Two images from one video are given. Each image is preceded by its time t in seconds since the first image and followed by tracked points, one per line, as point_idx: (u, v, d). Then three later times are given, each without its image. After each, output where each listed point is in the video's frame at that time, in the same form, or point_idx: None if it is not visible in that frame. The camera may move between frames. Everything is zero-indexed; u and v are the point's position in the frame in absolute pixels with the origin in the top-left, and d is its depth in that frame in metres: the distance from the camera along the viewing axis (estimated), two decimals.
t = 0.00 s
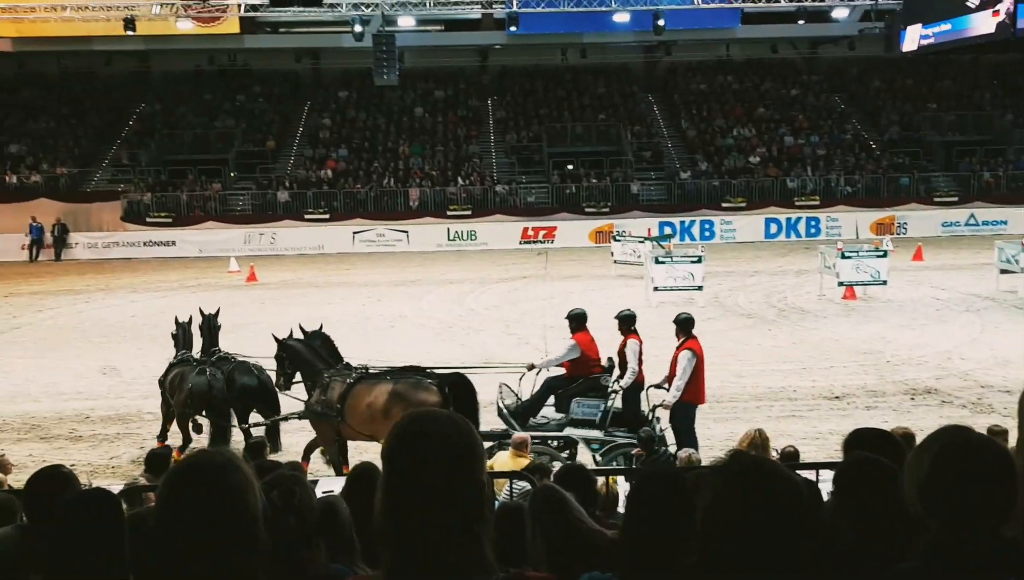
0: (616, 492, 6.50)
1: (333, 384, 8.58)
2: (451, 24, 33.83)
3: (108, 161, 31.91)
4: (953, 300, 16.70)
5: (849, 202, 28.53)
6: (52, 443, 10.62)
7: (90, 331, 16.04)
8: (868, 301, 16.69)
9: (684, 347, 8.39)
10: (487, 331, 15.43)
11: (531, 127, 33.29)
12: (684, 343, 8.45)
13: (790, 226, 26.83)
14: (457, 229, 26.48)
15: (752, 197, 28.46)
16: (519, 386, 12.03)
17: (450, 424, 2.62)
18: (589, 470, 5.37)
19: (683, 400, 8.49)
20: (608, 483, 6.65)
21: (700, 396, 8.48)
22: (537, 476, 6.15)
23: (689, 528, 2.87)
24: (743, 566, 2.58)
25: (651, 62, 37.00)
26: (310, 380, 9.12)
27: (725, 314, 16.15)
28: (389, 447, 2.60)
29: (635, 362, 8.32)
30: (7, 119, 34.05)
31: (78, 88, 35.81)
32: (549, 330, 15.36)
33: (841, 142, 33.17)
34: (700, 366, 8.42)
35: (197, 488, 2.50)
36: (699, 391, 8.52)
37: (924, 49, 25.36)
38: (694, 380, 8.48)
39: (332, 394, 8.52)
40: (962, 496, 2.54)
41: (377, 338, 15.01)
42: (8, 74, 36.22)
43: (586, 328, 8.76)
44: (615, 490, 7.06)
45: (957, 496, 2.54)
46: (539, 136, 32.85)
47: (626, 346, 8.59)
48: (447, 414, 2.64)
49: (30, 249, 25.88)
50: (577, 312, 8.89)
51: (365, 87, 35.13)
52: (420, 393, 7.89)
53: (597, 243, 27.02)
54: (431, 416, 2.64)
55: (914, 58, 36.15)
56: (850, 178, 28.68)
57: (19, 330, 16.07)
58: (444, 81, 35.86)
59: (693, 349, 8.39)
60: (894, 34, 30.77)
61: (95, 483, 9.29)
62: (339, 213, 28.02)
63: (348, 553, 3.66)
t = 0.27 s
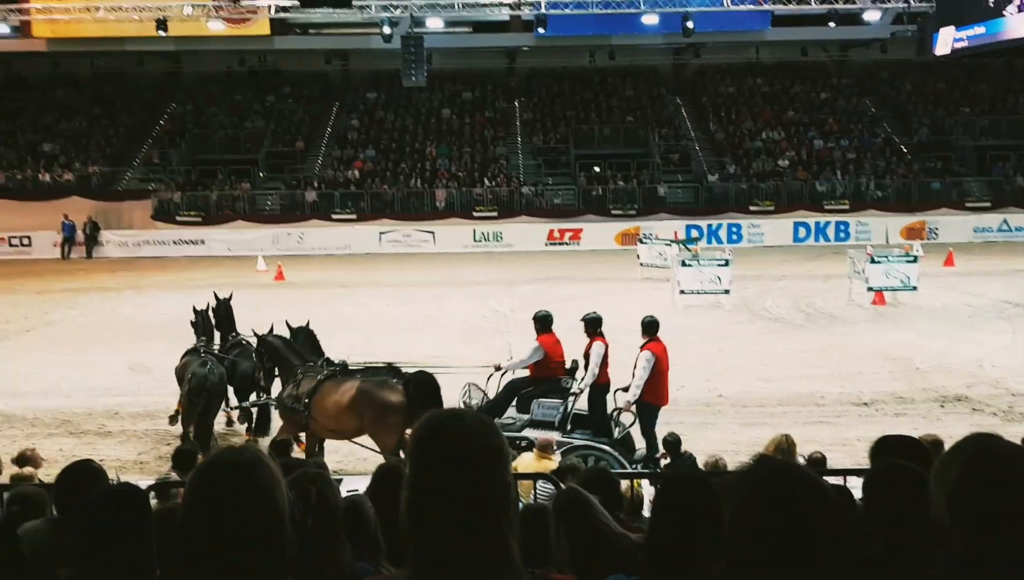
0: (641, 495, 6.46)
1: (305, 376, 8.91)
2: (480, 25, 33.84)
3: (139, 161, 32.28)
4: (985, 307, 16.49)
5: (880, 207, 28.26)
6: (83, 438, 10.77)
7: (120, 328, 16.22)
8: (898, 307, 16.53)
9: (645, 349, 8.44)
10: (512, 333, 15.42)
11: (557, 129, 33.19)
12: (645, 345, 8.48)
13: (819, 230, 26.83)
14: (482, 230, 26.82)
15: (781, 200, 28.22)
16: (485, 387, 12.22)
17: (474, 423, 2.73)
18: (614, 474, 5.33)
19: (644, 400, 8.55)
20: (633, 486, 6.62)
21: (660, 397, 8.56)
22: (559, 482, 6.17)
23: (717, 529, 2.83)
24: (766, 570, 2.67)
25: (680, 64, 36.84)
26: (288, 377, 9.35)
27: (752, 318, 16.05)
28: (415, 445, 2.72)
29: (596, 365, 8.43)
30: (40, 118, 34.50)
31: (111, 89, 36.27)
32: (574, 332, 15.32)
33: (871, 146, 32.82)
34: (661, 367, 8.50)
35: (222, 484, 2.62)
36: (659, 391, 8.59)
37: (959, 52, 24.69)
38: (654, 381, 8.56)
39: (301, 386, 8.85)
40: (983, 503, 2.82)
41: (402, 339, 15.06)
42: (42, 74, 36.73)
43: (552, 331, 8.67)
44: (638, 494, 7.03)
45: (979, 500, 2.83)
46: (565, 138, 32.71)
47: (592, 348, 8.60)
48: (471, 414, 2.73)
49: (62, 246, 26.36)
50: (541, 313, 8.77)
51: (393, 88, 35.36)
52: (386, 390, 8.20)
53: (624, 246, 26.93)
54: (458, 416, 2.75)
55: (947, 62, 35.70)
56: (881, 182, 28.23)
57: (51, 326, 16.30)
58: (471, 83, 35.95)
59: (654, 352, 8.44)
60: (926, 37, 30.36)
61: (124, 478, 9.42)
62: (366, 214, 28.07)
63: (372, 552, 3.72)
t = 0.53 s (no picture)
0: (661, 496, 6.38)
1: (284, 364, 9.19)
2: (503, 25, 33.88)
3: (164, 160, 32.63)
4: (1013, 311, 16.25)
5: (906, 209, 28.01)
6: (106, 434, 10.85)
7: (144, 325, 16.36)
8: (923, 310, 16.35)
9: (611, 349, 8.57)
10: (532, 333, 15.38)
11: (580, 129, 33.17)
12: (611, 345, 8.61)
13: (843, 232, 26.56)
14: (503, 230, 26.97)
15: (805, 201, 28.08)
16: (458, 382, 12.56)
17: (502, 423, 2.46)
18: (634, 475, 5.29)
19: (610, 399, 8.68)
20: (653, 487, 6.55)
21: (624, 396, 8.71)
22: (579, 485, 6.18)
23: (739, 530, 2.85)
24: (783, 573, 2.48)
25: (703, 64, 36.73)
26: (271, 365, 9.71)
27: (775, 320, 15.93)
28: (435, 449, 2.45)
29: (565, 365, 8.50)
30: (68, 116, 34.94)
31: (137, 88, 36.67)
32: (595, 333, 15.27)
33: (897, 147, 32.49)
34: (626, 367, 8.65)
35: (238, 481, 2.40)
36: (624, 391, 8.73)
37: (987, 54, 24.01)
38: (620, 380, 8.69)
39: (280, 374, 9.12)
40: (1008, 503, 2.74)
41: (423, 338, 15.07)
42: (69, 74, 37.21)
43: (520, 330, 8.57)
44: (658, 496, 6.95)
45: (1005, 504, 2.73)
46: (588, 139, 32.65)
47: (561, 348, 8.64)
48: (499, 411, 2.47)
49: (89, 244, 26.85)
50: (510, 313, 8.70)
51: (416, 88, 35.40)
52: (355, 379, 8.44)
53: (645, 246, 26.96)
54: (483, 415, 2.47)
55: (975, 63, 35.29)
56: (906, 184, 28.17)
57: (77, 323, 16.48)
58: (494, 83, 36.02)
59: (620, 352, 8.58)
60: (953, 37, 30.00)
61: (146, 474, 9.47)
62: (387, 213, 28.36)
63: (394, 552, 3.50)
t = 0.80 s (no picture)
0: (689, 508, 6.29)
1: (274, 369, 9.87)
2: (534, 34, 33.96)
3: (197, 167, 33.07)
4: None
5: (939, 220, 27.78)
6: (137, 438, 10.97)
7: (177, 330, 16.55)
8: (957, 322, 16.12)
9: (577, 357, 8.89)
10: (560, 342, 15.35)
11: (609, 138, 33.22)
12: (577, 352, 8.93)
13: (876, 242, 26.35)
14: (532, 238, 26.98)
15: (836, 212, 27.91)
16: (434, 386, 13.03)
17: (531, 429, 2.50)
18: (664, 487, 5.25)
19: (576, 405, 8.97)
20: (681, 498, 6.46)
21: (591, 403, 9.01)
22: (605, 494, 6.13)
23: (771, 537, 2.79)
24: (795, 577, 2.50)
25: (734, 73, 36.54)
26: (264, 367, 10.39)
27: (805, 331, 15.80)
28: (465, 457, 2.48)
29: (533, 372, 8.80)
30: (103, 124, 35.51)
31: (171, 96, 37.19)
32: (624, 343, 15.22)
33: (931, 157, 32.06)
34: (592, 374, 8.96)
35: (266, 487, 2.35)
36: (591, 398, 9.04)
37: None
38: (587, 388, 9.02)
39: (270, 377, 9.82)
40: None
41: (452, 346, 15.11)
42: (105, 81, 37.80)
43: (493, 336, 9.08)
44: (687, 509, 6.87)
45: None
46: (617, 147, 32.79)
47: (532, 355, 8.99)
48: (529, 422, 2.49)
49: (122, 250, 27.44)
50: (485, 320, 9.19)
51: (445, 97, 35.61)
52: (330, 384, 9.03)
53: (674, 256, 26.80)
54: (511, 423, 2.50)
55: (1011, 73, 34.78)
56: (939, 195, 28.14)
57: (110, 327, 16.71)
58: (524, 92, 36.09)
59: (585, 359, 8.90)
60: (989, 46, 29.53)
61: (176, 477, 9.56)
62: (417, 221, 28.38)
63: (423, 558, 3.53)
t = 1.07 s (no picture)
0: (722, 529, 6.19)
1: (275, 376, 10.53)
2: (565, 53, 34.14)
3: (231, 185, 33.51)
4: None
5: (976, 237, 27.42)
6: (169, 451, 11.02)
7: (210, 345, 16.71)
8: (994, 341, 15.86)
9: (546, 371, 8.65)
10: (590, 359, 15.29)
11: (639, 155, 33.32)
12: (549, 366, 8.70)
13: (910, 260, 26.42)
14: (561, 255, 27.37)
15: (869, 229, 27.81)
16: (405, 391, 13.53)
17: (566, 447, 2.58)
18: (697, 508, 5.17)
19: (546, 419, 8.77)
20: (714, 519, 6.36)
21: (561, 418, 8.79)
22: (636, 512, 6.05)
23: (807, 558, 2.73)
24: None
25: (765, 90, 36.51)
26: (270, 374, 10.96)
27: (838, 349, 15.62)
28: (495, 468, 2.58)
29: (502, 385, 8.57)
30: (140, 142, 36.23)
31: (206, 114, 37.91)
32: (655, 360, 15.12)
33: (966, 175, 31.61)
34: (563, 389, 8.71)
35: (293, 499, 2.42)
36: (562, 412, 8.81)
37: None
38: (558, 402, 8.76)
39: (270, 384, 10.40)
40: None
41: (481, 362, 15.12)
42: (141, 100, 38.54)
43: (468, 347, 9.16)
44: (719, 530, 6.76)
45: None
46: (647, 164, 32.71)
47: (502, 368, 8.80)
48: (567, 442, 2.56)
49: (158, 266, 28.18)
50: (462, 331, 9.27)
51: (476, 115, 35.89)
52: (317, 392, 9.46)
53: (705, 273, 26.94)
54: (542, 435, 2.60)
55: None
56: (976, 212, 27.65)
57: (145, 342, 16.90)
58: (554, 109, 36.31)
59: (555, 373, 8.65)
60: None
61: (208, 491, 9.57)
62: (446, 237, 28.82)
63: (450, 571, 3.60)
